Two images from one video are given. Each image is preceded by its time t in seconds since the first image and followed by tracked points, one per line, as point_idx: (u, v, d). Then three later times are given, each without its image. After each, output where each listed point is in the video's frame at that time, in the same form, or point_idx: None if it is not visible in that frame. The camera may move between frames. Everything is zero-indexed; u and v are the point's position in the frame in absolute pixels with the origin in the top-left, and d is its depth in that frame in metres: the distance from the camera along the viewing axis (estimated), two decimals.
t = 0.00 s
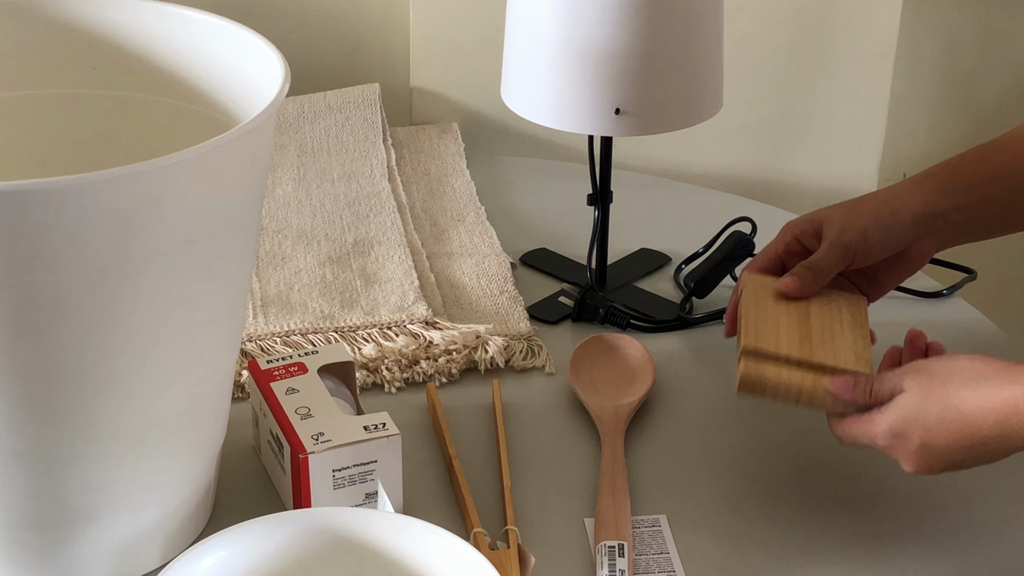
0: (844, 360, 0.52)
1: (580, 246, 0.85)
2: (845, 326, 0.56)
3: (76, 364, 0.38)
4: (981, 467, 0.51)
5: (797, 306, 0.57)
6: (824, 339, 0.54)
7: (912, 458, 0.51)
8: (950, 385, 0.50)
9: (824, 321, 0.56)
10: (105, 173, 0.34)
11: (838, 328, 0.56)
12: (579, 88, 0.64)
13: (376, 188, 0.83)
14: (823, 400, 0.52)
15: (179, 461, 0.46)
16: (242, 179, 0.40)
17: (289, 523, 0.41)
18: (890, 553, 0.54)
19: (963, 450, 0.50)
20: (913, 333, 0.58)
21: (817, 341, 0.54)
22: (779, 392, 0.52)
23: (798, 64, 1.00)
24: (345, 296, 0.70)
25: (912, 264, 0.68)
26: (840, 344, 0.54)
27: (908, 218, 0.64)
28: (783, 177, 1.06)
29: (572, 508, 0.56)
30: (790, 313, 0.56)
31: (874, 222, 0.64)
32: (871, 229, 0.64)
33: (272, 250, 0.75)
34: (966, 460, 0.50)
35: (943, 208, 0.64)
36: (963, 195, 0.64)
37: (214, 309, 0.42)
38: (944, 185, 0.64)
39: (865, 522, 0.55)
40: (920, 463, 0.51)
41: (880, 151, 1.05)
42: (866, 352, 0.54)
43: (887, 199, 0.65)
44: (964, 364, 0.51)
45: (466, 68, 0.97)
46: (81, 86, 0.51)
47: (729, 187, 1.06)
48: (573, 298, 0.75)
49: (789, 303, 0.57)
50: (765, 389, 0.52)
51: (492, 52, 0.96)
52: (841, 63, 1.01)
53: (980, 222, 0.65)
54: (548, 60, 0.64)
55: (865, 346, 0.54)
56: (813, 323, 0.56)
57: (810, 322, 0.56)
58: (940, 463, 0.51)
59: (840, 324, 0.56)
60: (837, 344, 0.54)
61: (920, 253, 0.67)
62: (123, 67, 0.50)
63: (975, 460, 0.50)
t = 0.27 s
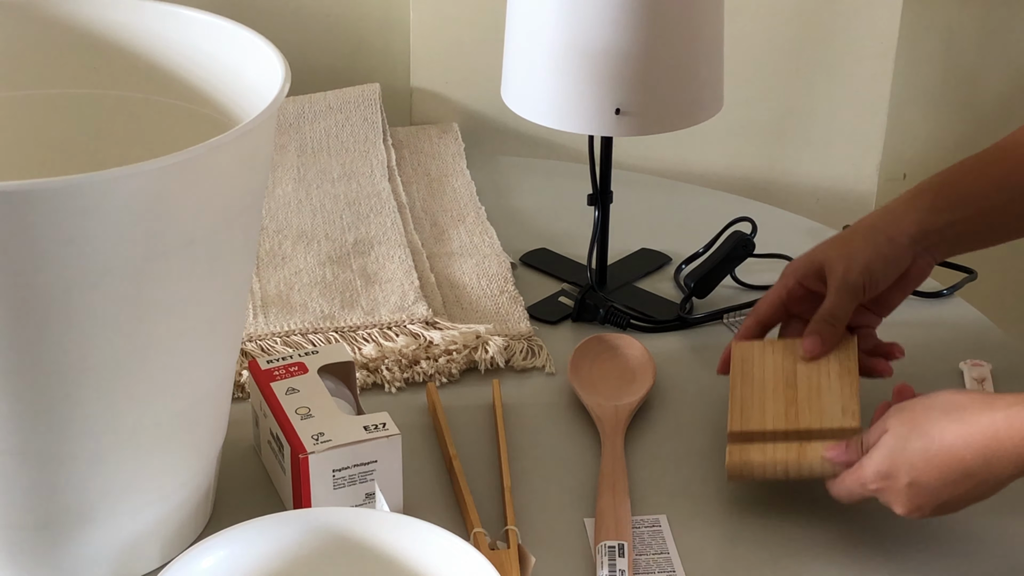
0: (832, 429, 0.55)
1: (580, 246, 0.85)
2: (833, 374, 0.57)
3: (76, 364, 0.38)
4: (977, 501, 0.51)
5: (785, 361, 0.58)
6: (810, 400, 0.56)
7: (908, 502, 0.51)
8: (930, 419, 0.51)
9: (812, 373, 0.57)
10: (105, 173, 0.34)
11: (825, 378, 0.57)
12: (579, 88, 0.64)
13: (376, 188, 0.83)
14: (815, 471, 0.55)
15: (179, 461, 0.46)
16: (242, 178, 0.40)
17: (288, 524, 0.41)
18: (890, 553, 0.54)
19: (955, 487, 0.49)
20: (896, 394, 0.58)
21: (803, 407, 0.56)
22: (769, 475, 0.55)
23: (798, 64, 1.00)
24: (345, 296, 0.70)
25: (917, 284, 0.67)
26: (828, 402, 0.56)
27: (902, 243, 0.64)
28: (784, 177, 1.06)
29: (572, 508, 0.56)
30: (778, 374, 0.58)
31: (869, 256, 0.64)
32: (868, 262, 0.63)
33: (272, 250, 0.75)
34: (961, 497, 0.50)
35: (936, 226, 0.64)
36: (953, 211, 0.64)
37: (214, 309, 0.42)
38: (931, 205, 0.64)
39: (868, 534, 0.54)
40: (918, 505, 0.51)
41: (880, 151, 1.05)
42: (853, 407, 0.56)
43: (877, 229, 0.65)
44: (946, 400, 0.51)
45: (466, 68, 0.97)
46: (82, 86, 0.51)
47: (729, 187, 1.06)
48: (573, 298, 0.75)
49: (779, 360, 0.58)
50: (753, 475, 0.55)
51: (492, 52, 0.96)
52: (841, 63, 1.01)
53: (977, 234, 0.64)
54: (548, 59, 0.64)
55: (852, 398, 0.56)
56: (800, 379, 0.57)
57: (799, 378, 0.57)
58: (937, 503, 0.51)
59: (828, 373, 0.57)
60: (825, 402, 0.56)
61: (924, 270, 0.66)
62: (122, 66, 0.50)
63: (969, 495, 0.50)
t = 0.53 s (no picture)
0: (820, 450, 0.56)
1: (580, 245, 0.85)
2: (821, 397, 0.59)
3: (76, 364, 0.38)
4: (958, 512, 0.51)
5: (772, 386, 0.60)
6: (798, 422, 0.58)
7: (889, 497, 0.51)
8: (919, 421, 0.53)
9: (798, 397, 0.59)
10: (105, 173, 0.34)
11: (812, 401, 0.59)
12: (578, 87, 0.64)
13: (376, 188, 0.83)
14: (805, 488, 0.55)
15: (179, 461, 0.46)
16: (242, 178, 0.40)
17: (289, 524, 0.41)
18: (889, 552, 0.54)
19: (940, 480, 0.50)
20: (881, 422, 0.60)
21: (791, 428, 0.57)
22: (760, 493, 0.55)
23: (798, 63, 1.00)
24: (345, 296, 0.70)
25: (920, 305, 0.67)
26: (815, 423, 0.57)
27: (902, 267, 0.64)
28: (784, 176, 1.06)
29: (572, 508, 0.56)
30: (766, 398, 0.59)
31: (869, 282, 0.64)
32: (869, 289, 0.63)
33: (272, 250, 0.75)
34: (943, 494, 0.50)
35: (934, 249, 0.64)
36: (950, 233, 0.64)
37: (214, 309, 0.42)
38: (927, 227, 0.64)
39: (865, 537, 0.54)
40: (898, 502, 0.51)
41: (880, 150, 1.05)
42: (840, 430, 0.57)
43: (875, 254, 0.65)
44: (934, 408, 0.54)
45: (466, 68, 0.97)
46: (82, 85, 0.51)
47: (729, 187, 1.06)
48: (573, 298, 0.75)
49: (767, 384, 0.60)
50: (744, 493, 0.55)
51: (492, 51, 0.96)
52: (840, 62, 1.01)
53: (977, 254, 0.64)
54: (548, 59, 0.64)
55: (839, 420, 0.57)
56: (788, 402, 0.59)
57: (787, 401, 0.59)
58: (918, 501, 0.51)
59: (815, 397, 0.59)
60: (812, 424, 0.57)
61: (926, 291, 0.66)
62: (122, 66, 0.50)
63: (951, 493, 0.50)
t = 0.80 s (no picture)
0: (814, 457, 0.56)
1: (580, 245, 0.85)
2: (816, 407, 0.59)
3: (76, 364, 0.38)
4: (933, 503, 0.50)
5: (767, 396, 0.61)
6: (793, 431, 0.58)
7: (867, 473, 0.51)
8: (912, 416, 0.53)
9: (794, 407, 0.59)
10: (105, 173, 0.34)
11: (807, 412, 0.59)
12: (578, 87, 0.64)
13: (376, 188, 0.83)
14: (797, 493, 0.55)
15: (179, 461, 0.46)
16: (243, 178, 0.40)
17: (287, 523, 0.41)
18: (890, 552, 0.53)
19: (920, 457, 0.50)
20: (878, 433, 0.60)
21: (785, 437, 0.57)
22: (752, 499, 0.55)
23: (798, 63, 1.00)
24: (345, 296, 0.70)
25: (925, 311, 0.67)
26: (810, 433, 0.58)
27: (906, 282, 0.63)
28: (784, 176, 1.06)
29: (573, 508, 0.56)
30: (761, 408, 0.60)
31: (872, 297, 0.63)
32: (871, 304, 0.63)
33: (272, 250, 0.75)
34: (921, 471, 0.50)
35: (939, 262, 0.63)
36: (952, 245, 0.63)
37: (214, 309, 0.42)
38: (930, 240, 0.63)
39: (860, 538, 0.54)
40: (875, 470, 0.51)
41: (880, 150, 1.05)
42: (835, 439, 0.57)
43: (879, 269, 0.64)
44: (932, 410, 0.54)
45: (466, 68, 0.97)
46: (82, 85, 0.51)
47: (729, 187, 1.06)
48: (573, 298, 0.75)
49: (762, 395, 0.61)
50: (735, 500, 0.56)
51: (492, 51, 0.96)
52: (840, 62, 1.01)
53: (981, 262, 0.64)
54: (548, 59, 0.64)
55: (834, 429, 0.58)
56: (783, 412, 0.59)
57: (781, 410, 0.59)
58: (894, 475, 0.51)
59: (810, 406, 0.59)
60: (807, 434, 0.58)
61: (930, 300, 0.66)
62: (123, 66, 0.50)
63: (927, 470, 0.50)
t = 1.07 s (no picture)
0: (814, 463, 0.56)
1: (580, 245, 0.85)
2: (816, 415, 0.59)
3: (76, 364, 0.38)
4: (924, 496, 0.50)
5: (768, 403, 0.61)
6: (793, 437, 0.58)
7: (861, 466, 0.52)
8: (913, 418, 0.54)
9: (794, 414, 0.60)
10: (105, 173, 0.34)
11: (808, 419, 0.59)
12: (578, 87, 0.64)
13: (376, 188, 0.83)
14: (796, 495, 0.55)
15: (179, 462, 0.46)
16: (243, 178, 0.40)
17: (285, 524, 0.41)
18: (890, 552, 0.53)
19: (915, 450, 0.51)
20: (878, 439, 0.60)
21: (785, 442, 0.58)
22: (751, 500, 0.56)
23: (798, 64, 1.00)
24: (345, 296, 0.70)
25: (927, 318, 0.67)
26: (810, 439, 0.58)
27: (912, 299, 0.63)
28: (784, 176, 1.06)
29: (572, 508, 0.56)
30: (761, 414, 0.60)
31: (879, 314, 0.63)
32: (878, 321, 0.63)
33: (272, 250, 0.75)
34: (913, 463, 0.50)
35: (944, 275, 0.63)
36: (958, 258, 0.63)
37: (214, 309, 0.42)
38: (936, 254, 0.63)
39: (856, 539, 0.54)
40: (868, 462, 0.52)
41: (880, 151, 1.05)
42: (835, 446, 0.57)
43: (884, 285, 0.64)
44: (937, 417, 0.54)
45: (466, 68, 0.97)
46: (82, 85, 0.51)
47: (729, 187, 1.06)
48: (573, 298, 0.75)
49: (763, 402, 0.61)
50: (734, 500, 0.56)
51: (492, 52, 0.96)
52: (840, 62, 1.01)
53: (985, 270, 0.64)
54: (548, 59, 0.64)
55: (834, 436, 0.58)
56: (784, 418, 0.59)
57: (782, 416, 0.59)
58: (887, 467, 0.51)
59: (811, 414, 0.59)
60: (808, 440, 0.58)
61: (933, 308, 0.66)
62: (122, 66, 0.50)
63: (920, 462, 0.50)
